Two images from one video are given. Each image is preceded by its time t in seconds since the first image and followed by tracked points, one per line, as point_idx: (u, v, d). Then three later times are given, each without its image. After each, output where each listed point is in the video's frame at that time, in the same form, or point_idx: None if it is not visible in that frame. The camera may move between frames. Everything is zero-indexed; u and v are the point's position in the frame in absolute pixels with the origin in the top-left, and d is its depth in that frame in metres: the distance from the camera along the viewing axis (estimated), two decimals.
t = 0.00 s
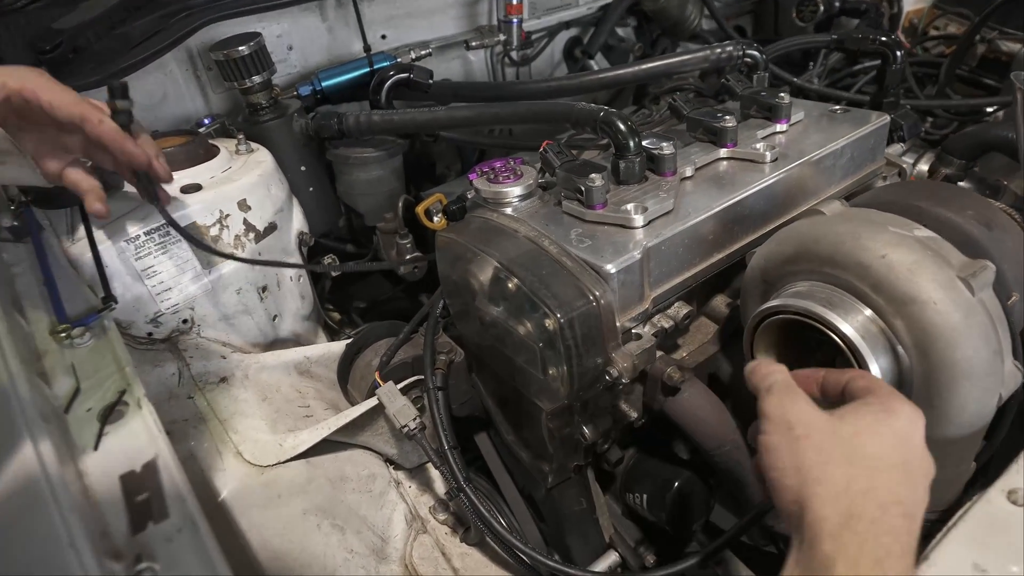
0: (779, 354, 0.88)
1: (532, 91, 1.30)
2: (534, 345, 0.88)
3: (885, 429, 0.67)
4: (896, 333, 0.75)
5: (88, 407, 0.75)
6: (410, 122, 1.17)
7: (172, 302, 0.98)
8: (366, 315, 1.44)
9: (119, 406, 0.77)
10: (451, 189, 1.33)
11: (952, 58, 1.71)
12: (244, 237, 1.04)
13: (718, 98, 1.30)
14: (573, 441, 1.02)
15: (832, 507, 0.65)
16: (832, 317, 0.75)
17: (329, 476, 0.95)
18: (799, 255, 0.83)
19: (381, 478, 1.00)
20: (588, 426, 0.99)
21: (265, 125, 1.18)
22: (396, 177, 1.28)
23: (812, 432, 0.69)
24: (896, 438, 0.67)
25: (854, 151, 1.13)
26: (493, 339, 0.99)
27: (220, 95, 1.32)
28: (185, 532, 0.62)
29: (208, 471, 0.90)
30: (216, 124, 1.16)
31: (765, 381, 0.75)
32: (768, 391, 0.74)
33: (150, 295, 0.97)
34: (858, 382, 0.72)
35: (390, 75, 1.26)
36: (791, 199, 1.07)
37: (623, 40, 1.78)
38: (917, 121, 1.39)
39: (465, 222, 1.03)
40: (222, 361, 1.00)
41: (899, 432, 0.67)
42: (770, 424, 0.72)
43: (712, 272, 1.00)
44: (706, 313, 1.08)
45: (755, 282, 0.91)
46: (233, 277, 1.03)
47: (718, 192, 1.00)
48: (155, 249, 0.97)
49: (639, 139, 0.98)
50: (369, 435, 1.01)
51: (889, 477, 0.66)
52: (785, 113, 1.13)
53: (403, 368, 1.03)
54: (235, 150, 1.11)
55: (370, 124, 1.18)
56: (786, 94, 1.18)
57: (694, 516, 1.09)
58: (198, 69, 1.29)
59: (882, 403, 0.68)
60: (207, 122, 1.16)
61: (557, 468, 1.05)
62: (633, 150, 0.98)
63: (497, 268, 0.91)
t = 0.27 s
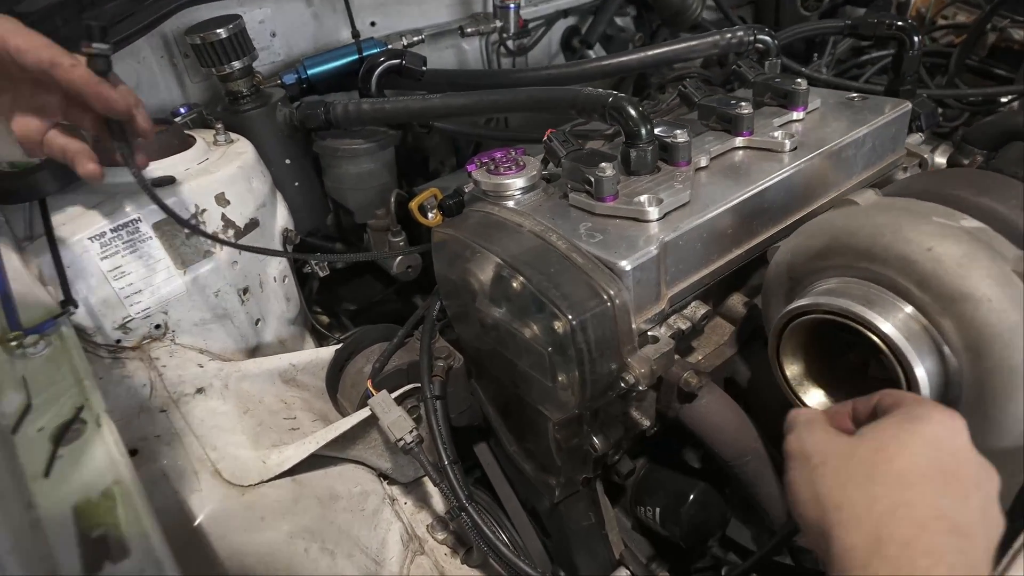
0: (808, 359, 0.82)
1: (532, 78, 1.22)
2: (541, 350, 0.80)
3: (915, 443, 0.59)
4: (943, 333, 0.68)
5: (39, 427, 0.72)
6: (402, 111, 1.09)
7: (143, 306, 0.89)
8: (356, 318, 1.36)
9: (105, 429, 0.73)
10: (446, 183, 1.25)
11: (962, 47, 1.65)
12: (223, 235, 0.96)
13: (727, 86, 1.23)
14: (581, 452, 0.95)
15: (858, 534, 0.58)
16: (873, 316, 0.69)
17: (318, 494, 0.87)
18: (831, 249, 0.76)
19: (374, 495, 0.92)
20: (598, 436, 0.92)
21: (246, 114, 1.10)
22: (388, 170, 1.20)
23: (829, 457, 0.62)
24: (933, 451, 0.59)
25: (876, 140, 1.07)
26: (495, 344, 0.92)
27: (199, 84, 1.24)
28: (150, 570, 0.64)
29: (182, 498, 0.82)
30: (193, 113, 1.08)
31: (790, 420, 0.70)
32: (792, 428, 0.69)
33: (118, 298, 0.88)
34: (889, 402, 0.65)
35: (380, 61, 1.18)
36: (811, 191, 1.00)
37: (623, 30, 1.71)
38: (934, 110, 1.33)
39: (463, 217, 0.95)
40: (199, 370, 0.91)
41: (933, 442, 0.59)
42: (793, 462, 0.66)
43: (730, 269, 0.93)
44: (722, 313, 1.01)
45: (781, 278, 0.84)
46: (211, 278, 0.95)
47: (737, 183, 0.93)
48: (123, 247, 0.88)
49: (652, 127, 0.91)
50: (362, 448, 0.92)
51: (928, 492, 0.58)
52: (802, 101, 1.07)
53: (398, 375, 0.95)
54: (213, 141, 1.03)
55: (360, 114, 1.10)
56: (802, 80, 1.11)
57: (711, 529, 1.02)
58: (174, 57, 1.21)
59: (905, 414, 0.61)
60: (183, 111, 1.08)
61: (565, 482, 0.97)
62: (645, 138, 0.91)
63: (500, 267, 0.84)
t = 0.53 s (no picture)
0: (839, 358, 0.74)
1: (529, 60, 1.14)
2: (545, 350, 0.73)
3: (974, 454, 0.53)
4: (994, 328, 0.61)
5: None
6: (389, 92, 1.00)
7: (101, 304, 0.81)
8: (343, 318, 1.28)
9: (36, 432, 0.62)
10: (438, 173, 1.17)
11: (973, 32, 1.59)
12: (191, 226, 0.89)
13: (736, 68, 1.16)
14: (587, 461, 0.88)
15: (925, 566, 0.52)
16: (918, 310, 0.61)
17: (298, 511, 0.79)
18: (866, 236, 0.69)
19: (360, 511, 0.85)
20: (606, 444, 0.84)
21: (218, 96, 1.01)
22: (374, 158, 1.11)
23: (877, 475, 0.56)
24: (994, 462, 0.52)
25: (898, 123, 1.00)
26: (493, 343, 0.84)
27: (169, 66, 1.15)
28: None
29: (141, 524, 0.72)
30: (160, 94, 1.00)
31: (828, 434, 0.63)
32: (829, 443, 0.63)
33: (72, 296, 0.80)
34: (929, 408, 0.58)
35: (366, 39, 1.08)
36: (832, 177, 0.93)
37: (621, 14, 1.63)
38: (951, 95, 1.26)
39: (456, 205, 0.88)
40: (163, 375, 0.83)
41: (994, 452, 0.53)
42: (835, 481, 0.60)
43: (748, 261, 0.85)
44: (736, 309, 0.94)
45: (805, 268, 0.77)
46: (178, 273, 0.87)
47: (754, 167, 0.85)
48: (77, 240, 0.80)
49: (662, 107, 0.84)
50: (347, 460, 0.84)
51: (994, 513, 0.51)
52: (819, 81, 1.00)
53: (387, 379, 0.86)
54: (182, 124, 0.96)
55: (343, 96, 1.02)
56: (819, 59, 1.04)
57: (725, 542, 0.94)
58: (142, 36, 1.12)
59: (957, 422, 0.54)
60: (150, 93, 1.00)
61: (568, 493, 0.90)
62: (655, 118, 0.84)
63: (499, 260, 0.76)
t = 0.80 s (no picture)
0: (857, 364, 0.68)
1: (518, 44, 1.07)
2: (537, 354, 0.66)
3: (1021, 473, 0.48)
4: None
5: None
6: (367, 77, 0.93)
7: (42, 306, 0.72)
8: (321, 320, 1.20)
9: None
10: (421, 164, 1.10)
11: (976, 23, 1.54)
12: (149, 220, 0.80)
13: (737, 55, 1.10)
14: (583, 474, 0.81)
15: None
16: (951, 311, 0.55)
17: (263, 533, 0.72)
18: (891, 229, 0.63)
19: (335, 530, 0.76)
20: (602, 456, 0.77)
21: (180, 78, 0.93)
22: (353, 148, 1.04)
23: (918, 508, 0.50)
24: None
25: (911, 110, 0.94)
26: (480, 348, 0.77)
27: (132, 50, 1.07)
28: None
29: (85, 552, 0.69)
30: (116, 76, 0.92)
31: (849, 457, 0.56)
32: (852, 468, 0.56)
33: (8, 296, 0.70)
34: (960, 424, 0.52)
35: (344, 20, 1.00)
36: (844, 167, 0.87)
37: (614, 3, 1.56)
38: (960, 85, 1.20)
39: (440, 197, 0.80)
40: (118, 386, 0.77)
41: None
42: (865, 512, 0.53)
43: (756, 257, 0.79)
44: (742, 309, 0.87)
45: (824, 265, 0.70)
46: (131, 274, 0.79)
47: (764, 155, 0.79)
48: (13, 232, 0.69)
49: (664, 90, 0.77)
50: (320, 476, 0.78)
51: None
52: (827, 66, 0.94)
53: (364, 386, 0.79)
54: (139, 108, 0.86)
55: (318, 80, 0.94)
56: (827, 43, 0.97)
57: (729, 558, 0.88)
58: (102, 16, 1.04)
59: (998, 440, 0.49)
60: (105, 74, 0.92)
61: (562, 508, 0.83)
62: (656, 102, 0.77)
63: (486, 256, 0.69)
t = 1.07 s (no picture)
0: (894, 368, 0.60)
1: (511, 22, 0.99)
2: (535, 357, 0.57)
3: None
4: None
5: None
6: (345, 53, 0.84)
7: None
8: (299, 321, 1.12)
9: None
10: (406, 152, 1.01)
11: (987, 13, 1.48)
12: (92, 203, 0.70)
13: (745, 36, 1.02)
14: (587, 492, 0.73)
15: None
16: (1018, 308, 0.48)
17: (225, 564, 0.63)
18: (939, 216, 0.55)
19: (308, 557, 0.68)
20: (607, 472, 0.69)
21: (137, 52, 0.84)
22: (331, 134, 0.95)
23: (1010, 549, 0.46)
24: None
25: (937, 93, 0.86)
26: (470, 351, 0.69)
27: (89, 25, 0.98)
28: None
29: None
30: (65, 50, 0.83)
31: (917, 482, 0.52)
32: (922, 494, 0.51)
33: None
34: None
35: None
36: (868, 153, 0.79)
37: None
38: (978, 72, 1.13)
39: (425, 182, 0.72)
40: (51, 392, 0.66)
41: None
42: (946, 549, 0.49)
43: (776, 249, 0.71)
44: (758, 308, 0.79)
45: (849, 256, 0.63)
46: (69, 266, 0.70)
47: (786, 137, 0.71)
48: None
49: (675, 64, 0.69)
50: (289, 496, 0.70)
51: None
52: (846, 45, 0.87)
53: (340, 394, 0.70)
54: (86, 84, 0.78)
55: (291, 57, 0.86)
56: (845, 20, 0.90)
57: None
58: None
59: None
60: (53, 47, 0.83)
61: (562, 529, 0.75)
62: (666, 77, 0.69)
63: (479, 249, 0.61)
